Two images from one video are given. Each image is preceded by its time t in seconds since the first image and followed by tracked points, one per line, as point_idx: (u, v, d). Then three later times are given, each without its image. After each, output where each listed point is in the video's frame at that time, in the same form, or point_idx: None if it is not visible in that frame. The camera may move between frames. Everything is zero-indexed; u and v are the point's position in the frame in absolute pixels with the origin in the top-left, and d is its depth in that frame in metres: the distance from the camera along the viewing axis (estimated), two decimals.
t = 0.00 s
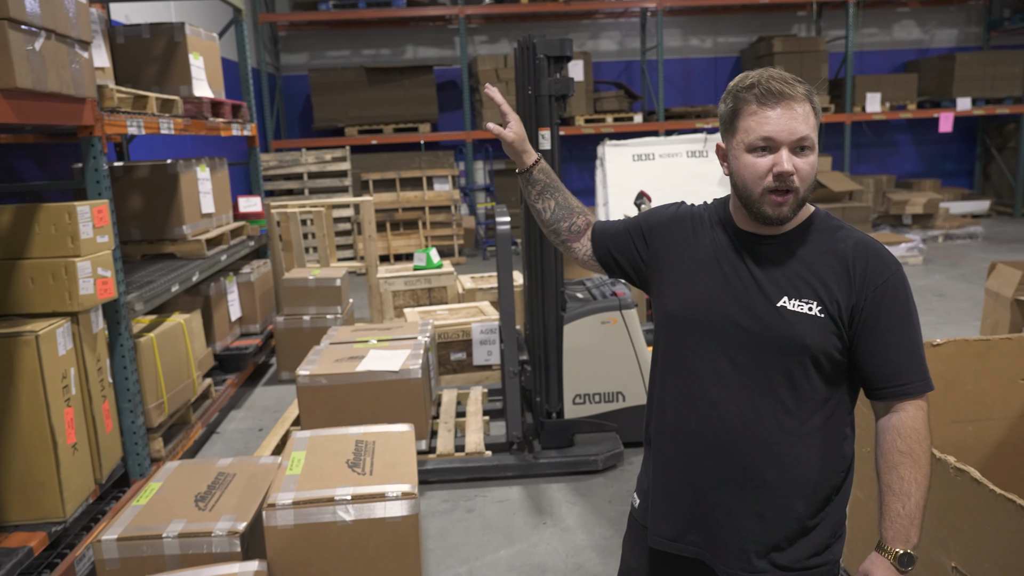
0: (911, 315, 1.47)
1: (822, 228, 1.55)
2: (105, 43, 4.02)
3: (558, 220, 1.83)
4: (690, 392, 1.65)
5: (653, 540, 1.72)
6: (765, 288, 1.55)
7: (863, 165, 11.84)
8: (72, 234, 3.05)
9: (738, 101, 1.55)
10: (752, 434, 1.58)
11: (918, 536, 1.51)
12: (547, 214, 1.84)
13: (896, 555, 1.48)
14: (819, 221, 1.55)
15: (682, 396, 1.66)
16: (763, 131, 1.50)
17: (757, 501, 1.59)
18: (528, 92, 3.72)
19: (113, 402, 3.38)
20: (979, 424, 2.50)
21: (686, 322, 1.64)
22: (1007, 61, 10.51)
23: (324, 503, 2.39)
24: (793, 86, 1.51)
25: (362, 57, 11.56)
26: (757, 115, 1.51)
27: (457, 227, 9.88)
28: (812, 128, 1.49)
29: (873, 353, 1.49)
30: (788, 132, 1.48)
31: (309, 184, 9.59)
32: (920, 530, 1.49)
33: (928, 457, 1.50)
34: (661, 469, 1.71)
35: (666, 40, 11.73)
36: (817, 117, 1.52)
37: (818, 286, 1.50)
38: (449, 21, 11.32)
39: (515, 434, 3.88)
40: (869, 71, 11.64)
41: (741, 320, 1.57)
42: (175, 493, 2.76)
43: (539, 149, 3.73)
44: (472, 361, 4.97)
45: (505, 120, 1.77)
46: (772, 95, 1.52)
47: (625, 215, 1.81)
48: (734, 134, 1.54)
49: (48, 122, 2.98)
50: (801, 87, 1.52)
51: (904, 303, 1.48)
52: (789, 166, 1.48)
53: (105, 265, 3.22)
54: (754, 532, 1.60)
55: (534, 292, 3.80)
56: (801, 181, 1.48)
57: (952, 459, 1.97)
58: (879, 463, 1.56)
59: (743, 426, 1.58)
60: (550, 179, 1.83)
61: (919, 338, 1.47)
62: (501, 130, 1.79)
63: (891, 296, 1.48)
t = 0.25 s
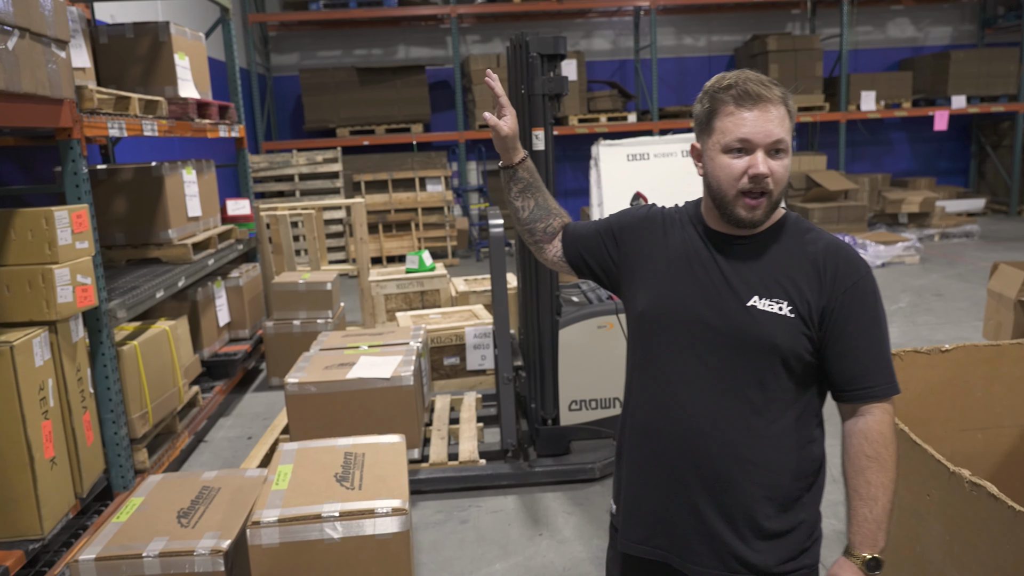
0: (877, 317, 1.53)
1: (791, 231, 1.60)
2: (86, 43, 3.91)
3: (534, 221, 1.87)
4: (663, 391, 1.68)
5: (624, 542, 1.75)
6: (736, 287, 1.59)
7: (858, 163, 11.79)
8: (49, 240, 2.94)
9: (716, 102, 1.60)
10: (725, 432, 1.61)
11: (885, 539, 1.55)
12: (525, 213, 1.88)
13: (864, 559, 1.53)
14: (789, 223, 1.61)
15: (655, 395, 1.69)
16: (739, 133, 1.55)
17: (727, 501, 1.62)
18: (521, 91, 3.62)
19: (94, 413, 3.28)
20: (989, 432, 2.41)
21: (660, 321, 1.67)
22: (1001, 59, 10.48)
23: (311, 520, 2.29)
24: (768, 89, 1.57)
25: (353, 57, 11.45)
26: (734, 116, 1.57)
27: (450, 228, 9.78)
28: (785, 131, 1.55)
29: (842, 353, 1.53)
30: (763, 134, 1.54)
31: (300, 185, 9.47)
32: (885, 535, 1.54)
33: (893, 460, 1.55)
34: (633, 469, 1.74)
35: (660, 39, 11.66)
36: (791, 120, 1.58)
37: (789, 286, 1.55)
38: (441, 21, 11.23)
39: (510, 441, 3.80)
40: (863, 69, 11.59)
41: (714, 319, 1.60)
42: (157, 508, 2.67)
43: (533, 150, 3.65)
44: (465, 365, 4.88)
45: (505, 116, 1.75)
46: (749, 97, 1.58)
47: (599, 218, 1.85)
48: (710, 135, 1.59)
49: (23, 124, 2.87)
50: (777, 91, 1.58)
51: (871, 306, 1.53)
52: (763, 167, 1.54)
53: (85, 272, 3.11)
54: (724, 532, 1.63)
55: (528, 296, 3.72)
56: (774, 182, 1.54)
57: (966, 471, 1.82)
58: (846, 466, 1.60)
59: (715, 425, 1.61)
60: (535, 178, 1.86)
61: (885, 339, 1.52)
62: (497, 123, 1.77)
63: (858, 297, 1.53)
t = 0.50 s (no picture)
0: (839, 320, 1.55)
1: (755, 235, 1.61)
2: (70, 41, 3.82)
3: (504, 230, 1.88)
4: (631, 395, 1.68)
5: (593, 545, 1.75)
6: (702, 292, 1.60)
7: (852, 164, 11.77)
8: (29, 243, 2.86)
9: (681, 108, 1.58)
10: (691, 435, 1.62)
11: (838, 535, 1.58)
12: (496, 223, 1.88)
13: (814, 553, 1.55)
14: (753, 227, 1.62)
15: (623, 399, 1.70)
16: (705, 139, 1.53)
17: (695, 502, 1.64)
18: (515, 90, 3.55)
19: (77, 420, 3.20)
20: (992, 441, 2.36)
21: (627, 326, 1.68)
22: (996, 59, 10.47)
23: (299, 533, 2.23)
24: (734, 96, 1.55)
25: (346, 56, 11.36)
26: (699, 123, 1.54)
27: (443, 228, 9.71)
28: (749, 138, 1.54)
29: (804, 355, 1.55)
30: (728, 142, 1.53)
31: (292, 185, 9.38)
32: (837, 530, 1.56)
33: (848, 458, 1.57)
34: (602, 473, 1.74)
35: (655, 38, 11.60)
36: (756, 126, 1.57)
37: (753, 291, 1.56)
38: (434, 19, 11.15)
39: (502, 446, 3.74)
40: (858, 69, 11.57)
41: (680, 323, 1.62)
42: (141, 520, 2.59)
43: (526, 151, 3.58)
44: (458, 369, 4.81)
45: (484, 129, 1.75)
46: (715, 104, 1.56)
47: (568, 225, 1.86)
48: (675, 140, 1.57)
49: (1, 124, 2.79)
50: (742, 99, 1.56)
51: (832, 309, 1.55)
52: (728, 175, 1.53)
53: (67, 276, 3.03)
54: (692, 533, 1.64)
55: (522, 299, 3.65)
56: (739, 189, 1.53)
57: (975, 484, 1.73)
58: (805, 464, 1.63)
59: (682, 428, 1.63)
60: (508, 191, 1.86)
61: (845, 342, 1.55)
62: (476, 133, 1.77)
63: (820, 301, 1.55)
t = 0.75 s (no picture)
0: (811, 315, 1.57)
1: (727, 236, 1.61)
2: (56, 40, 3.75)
3: (475, 241, 1.82)
4: (611, 400, 1.66)
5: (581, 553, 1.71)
6: (679, 295, 1.59)
7: (847, 164, 11.75)
8: (13, 248, 2.80)
9: (654, 110, 1.56)
10: (674, 436, 1.60)
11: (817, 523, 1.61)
12: (471, 236, 1.82)
13: (797, 542, 1.59)
14: (725, 228, 1.62)
15: (603, 405, 1.67)
16: (675, 142, 1.52)
17: (681, 503, 1.62)
18: (510, 91, 3.50)
19: (63, 427, 3.14)
20: (996, 448, 2.31)
21: (606, 331, 1.65)
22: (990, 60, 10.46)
23: (289, 546, 2.18)
24: (706, 100, 1.54)
25: (339, 56, 11.29)
26: (670, 126, 1.53)
27: (438, 229, 9.65)
28: (719, 141, 1.52)
29: (780, 351, 1.57)
30: (698, 145, 1.51)
31: (285, 186, 9.30)
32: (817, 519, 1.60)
33: (824, 447, 1.61)
34: (586, 480, 1.70)
35: (650, 38, 11.56)
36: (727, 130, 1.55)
37: (729, 291, 1.56)
38: (428, 19, 11.09)
39: (497, 452, 3.70)
40: (853, 69, 11.56)
41: (658, 326, 1.60)
42: (127, 531, 2.53)
43: (521, 152, 3.54)
44: (453, 373, 4.75)
45: (462, 147, 1.70)
46: (686, 109, 1.54)
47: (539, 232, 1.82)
48: (647, 143, 1.56)
49: None
50: (714, 103, 1.55)
51: (805, 304, 1.57)
52: (696, 177, 1.51)
53: (53, 281, 2.96)
54: (681, 532, 1.62)
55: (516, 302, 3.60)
56: (708, 193, 1.51)
57: (982, 496, 1.68)
58: (781, 456, 1.66)
59: (664, 431, 1.61)
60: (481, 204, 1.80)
61: (817, 335, 1.57)
62: (455, 148, 1.71)
63: (792, 298, 1.56)
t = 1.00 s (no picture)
0: (805, 314, 1.57)
1: (720, 235, 1.63)
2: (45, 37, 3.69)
3: (472, 246, 1.87)
4: (607, 400, 1.68)
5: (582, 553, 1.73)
6: (673, 295, 1.61)
7: (843, 166, 11.75)
8: None
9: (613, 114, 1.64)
10: (670, 436, 1.62)
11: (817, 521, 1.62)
12: (469, 243, 1.86)
13: (796, 540, 1.61)
14: (717, 228, 1.63)
15: (600, 405, 1.70)
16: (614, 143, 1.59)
17: (678, 502, 1.63)
18: (506, 91, 3.46)
19: (51, 433, 3.08)
20: (1002, 455, 2.28)
21: (602, 333, 1.68)
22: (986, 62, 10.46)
23: (280, 556, 2.14)
24: (660, 104, 1.56)
25: (333, 56, 11.22)
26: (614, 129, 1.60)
27: (433, 230, 9.60)
28: (652, 145, 1.54)
29: (775, 350, 1.58)
30: (629, 148, 1.56)
31: (279, 186, 9.24)
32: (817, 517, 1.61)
33: (823, 446, 1.61)
34: (585, 480, 1.73)
35: (645, 38, 11.52)
36: (672, 134, 1.55)
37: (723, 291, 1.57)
38: (423, 19, 11.03)
39: (493, 457, 3.65)
40: (849, 71, 11.55)
41: (652, 327, 1.62)
42: (115, 539, 2.47)
43: (518, 153, 3.48)
44: (448, 375, 4.71)
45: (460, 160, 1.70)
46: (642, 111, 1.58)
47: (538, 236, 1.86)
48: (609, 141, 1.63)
49: None
50: (669, 107, 1.56)
51: (801, 303, 1.57)
52: (625, 179, 1.57)
53: (40, 283, 2.90)
54: (679, 531, 1.64)
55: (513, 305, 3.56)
56: (637, 194, 1.56)
57: (991, 508, 1.64)
58: (780, 454, 1.66)
59: (660, 430, 1.63)
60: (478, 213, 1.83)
61: (813, 334, 1.58)
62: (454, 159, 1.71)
63: (786, 297, 1.56)
